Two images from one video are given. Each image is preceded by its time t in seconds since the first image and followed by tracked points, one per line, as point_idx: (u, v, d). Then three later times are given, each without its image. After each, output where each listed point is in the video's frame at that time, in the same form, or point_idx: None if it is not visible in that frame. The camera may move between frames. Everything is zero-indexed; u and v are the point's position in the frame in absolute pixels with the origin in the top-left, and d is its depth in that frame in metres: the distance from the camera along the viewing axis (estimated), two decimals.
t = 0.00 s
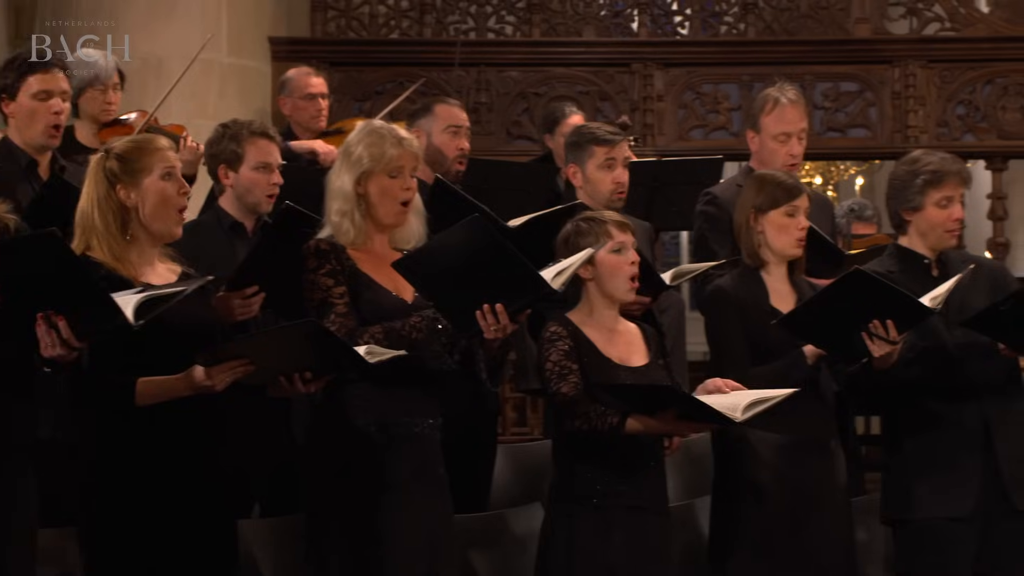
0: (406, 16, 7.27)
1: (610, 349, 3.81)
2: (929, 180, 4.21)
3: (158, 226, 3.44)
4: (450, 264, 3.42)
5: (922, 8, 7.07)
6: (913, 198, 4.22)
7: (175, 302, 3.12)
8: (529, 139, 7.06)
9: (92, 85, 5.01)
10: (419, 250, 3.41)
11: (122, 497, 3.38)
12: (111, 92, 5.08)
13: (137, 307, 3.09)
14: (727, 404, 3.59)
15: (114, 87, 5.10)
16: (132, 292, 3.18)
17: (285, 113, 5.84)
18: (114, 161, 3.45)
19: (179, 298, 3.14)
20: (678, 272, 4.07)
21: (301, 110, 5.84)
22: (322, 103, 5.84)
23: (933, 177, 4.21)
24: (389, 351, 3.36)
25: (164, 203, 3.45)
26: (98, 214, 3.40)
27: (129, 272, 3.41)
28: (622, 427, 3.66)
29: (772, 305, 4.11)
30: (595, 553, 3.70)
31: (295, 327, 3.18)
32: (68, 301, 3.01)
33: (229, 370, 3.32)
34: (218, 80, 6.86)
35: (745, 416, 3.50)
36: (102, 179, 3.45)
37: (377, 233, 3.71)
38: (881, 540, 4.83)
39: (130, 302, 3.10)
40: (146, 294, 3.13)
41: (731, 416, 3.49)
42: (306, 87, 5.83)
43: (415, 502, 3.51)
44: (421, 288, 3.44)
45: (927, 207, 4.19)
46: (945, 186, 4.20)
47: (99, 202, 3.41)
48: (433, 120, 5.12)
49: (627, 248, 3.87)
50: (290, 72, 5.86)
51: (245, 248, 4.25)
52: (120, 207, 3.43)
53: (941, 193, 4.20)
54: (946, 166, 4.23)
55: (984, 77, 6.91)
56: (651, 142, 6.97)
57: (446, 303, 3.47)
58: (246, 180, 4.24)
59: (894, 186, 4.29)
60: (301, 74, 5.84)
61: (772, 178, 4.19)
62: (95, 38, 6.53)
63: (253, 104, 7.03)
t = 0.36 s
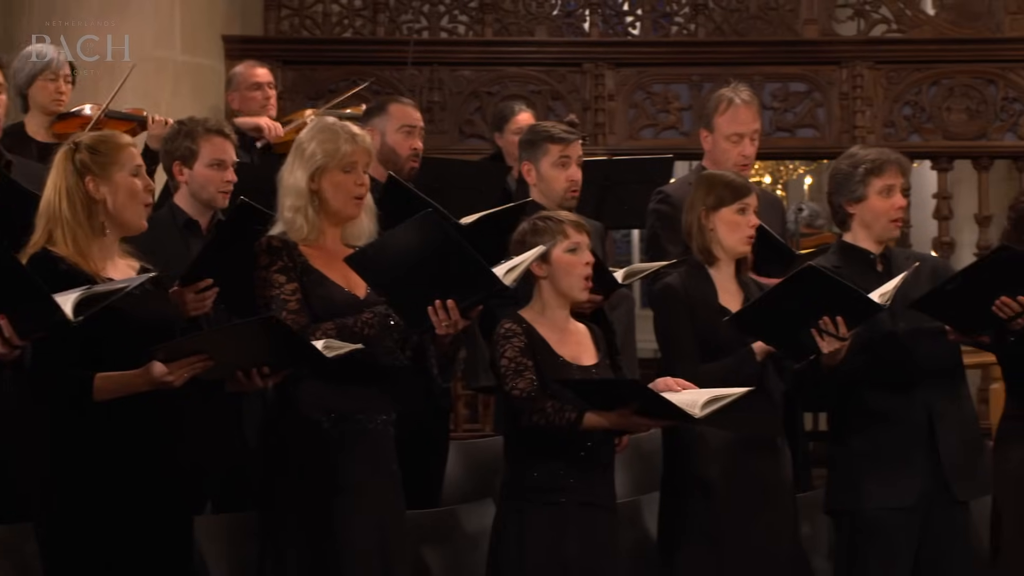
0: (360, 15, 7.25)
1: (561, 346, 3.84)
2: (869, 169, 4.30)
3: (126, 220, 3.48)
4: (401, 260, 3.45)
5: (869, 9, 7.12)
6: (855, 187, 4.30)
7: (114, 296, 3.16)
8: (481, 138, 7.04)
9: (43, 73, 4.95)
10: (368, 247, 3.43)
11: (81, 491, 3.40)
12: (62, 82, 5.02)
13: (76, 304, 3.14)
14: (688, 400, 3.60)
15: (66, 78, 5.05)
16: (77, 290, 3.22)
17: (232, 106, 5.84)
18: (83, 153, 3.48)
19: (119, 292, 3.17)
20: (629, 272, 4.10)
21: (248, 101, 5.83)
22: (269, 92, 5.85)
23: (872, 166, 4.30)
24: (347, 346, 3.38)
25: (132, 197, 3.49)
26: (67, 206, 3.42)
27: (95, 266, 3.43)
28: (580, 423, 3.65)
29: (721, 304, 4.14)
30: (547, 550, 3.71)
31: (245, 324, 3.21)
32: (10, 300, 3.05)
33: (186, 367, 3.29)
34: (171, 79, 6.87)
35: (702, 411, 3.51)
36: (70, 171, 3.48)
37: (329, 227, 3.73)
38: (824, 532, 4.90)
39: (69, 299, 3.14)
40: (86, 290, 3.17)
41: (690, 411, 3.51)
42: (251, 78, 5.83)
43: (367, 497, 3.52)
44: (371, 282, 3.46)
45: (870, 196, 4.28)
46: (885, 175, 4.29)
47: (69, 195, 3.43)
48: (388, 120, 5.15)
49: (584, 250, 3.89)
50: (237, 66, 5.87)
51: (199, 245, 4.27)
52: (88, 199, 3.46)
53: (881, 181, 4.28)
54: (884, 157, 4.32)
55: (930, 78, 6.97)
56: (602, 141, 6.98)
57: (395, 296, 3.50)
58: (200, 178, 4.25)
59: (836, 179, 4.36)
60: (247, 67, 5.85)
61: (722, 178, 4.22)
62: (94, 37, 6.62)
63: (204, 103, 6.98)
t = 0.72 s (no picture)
0: (317, 12, 7.26)
1: (519, 345, 3.88)
2: (828, 169, 4.34)
3: (81, 214, 3.49)
4: (358, 255, 3.48)
5: (820, 9, 7.17)
6: (814, 187, 4.35)
7: (71, 294, 3.19)
8: (437, 135, 7.06)
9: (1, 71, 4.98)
10: (326, 240, 3.47)
11: (39, 483, 3.42)
12: (20, 79, 5.05)
13: (30, 302, 3.16)
14: (646, 395, 3.63)
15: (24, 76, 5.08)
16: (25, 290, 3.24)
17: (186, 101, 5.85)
18: (34, 150, 3.49)
19: (75, 290, 3.21)
20: (583, 270, 4.14)
21: (204, 97, 5.84)
22: (224, 88, 5.87)
23: (832, 167, 4.34)
24: (304, 336, 3.41)
25: (85, 190, 3.49)
26: (21, 204, 3.45)
27: (52, 261, 3.45)
28: (539, 419, 3.68)
29: (673, 300, 4.19)
30: (501, 545, 3.75)
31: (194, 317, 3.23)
32: None
33: (143, 360, 3.33)
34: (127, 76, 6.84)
35: (660, 407, 3.52)
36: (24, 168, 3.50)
37: (286, 221, 3.75)
38: (774, 526, 4.96)
39: (23, 297, 3.16)
40: (39, 289, 3.19)
41: (646, 407, 3.52)
42: (206, 73, 5.85)
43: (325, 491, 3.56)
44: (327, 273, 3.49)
45: (828, 196, 4.32)
46: (844, 177, 4.33)
47: (22, 193, 3.46)
48: (343, 114, 5.21)
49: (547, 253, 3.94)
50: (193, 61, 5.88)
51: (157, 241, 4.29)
52: (43, 196, 3.48)
53: (841, 182, 4.32)
54: (845, 157, 4.36)
55: (880, 77, 7.03)
56: (557, 138, 7.01)
57: (352, 291, 3.52)
58: (157, 176, 4.27)
59: (796, 177, 4.41)
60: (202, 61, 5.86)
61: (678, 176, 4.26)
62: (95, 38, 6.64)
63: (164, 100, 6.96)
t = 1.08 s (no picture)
0: (271, 8, 7.25)
1: (473, 347, 3.90)
2: (802, 175, 4.32)
3: (51, 213, 3.53)
4: (313, 249, 3.49)
5: (771, 8, 7.21)
6: (785, 189, 4.33)
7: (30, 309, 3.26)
8: (390, 131, 7.09)
9: None
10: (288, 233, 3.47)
11: None
12: None
13: None
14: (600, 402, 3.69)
15: None
16: None
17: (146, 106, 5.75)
18: (13, 145, 3.53)
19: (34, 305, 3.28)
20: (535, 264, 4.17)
21: (160, 102, 5.73)
22: (181, 94, 5.74)
23: (806, 172, 4.32)
24: (256, 341, 3.45)
25: (59, 190, 3.54)
26: None
27: (18, 255, 3.48)
28: (495, 424, 3.72)
29: (623, 294, 4.22)
30: (453, 546, 3.75)
31: (156, 331, 3.28)
32: None
33: (93, 359, 3.34)
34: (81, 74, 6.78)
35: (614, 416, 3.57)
36: None
37: (240, 216, 3.73)
38: (724, 516, 5.05)
39: None
40: None
41: (601, 414, 3.57)
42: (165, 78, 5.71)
43: (273, 484, 3.59)
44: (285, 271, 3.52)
45: (797, 200, 4.32)
46: (816, 183, 4.31)
47: None
48: (297, 111, 5.10)
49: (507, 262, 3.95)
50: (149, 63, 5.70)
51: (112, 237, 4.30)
52: (15, 190, 3.51)
53: (811, 189, 4.31)
54: (820, 161, 4.34)
55: (829, 76, 7.10)
56: (510, 135, 7.05)
57: (309, 291, 3.56)
58: (113, 171, 4.28)
59: (769, 175, 4.40)
60: (161, 65, 5.69)
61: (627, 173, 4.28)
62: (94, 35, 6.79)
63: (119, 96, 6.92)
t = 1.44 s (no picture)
0: (223, 4, 7.24)
1: (420, 349, 3.89)
2: (767, 184, 4.30)
3: (11, 208, 3.55)
4: (265, 256, 3.47)
5: (719, 7, 7.26)
6: (749, 195, 4.32)
7: None
8: (342, 127, 7.11)
9: None
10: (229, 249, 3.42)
11: None
12: None
13: None
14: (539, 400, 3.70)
15: None
16: None
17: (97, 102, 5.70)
18: None
19: None
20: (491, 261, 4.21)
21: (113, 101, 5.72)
22: (134, 94, 5.76)
23: (771, 182, 4.31)
24: (212, 343, 3.43)
25: (18, 186, 3.56)
26: None
27: None
28: (434, 420, 3.73)
29: (574, 290, 4.24)
30: (403, 542, 3.78)
31: (108, 328, 3.28)
32: None
33: (50, 357, 3.40)
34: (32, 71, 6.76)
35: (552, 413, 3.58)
36: None
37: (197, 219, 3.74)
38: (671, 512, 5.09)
39: None
40: None
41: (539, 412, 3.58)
42: (119, 78, 5.71)
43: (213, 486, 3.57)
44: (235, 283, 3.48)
45: (758, 208, 4.30)
46: (780, 194, 4.30)
47: None
48: (253, 112, 5.01)
49: (437, 249, 3.94)
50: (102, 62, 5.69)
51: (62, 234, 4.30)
52: None
53: (775, 199, 4.30)
54: (786, 172, 4.34)
55: (776, 75, 7.16)
56: (461, 132, 7.07)
57: (260, 299, 3.54)
58: (66, 169, 4.28)
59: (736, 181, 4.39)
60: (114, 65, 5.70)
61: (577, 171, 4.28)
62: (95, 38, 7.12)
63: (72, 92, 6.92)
